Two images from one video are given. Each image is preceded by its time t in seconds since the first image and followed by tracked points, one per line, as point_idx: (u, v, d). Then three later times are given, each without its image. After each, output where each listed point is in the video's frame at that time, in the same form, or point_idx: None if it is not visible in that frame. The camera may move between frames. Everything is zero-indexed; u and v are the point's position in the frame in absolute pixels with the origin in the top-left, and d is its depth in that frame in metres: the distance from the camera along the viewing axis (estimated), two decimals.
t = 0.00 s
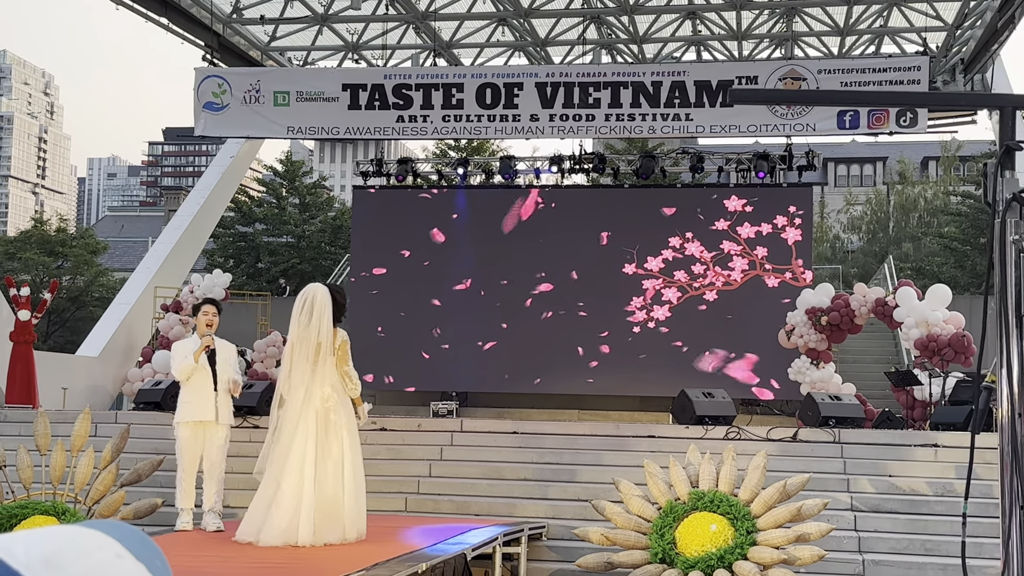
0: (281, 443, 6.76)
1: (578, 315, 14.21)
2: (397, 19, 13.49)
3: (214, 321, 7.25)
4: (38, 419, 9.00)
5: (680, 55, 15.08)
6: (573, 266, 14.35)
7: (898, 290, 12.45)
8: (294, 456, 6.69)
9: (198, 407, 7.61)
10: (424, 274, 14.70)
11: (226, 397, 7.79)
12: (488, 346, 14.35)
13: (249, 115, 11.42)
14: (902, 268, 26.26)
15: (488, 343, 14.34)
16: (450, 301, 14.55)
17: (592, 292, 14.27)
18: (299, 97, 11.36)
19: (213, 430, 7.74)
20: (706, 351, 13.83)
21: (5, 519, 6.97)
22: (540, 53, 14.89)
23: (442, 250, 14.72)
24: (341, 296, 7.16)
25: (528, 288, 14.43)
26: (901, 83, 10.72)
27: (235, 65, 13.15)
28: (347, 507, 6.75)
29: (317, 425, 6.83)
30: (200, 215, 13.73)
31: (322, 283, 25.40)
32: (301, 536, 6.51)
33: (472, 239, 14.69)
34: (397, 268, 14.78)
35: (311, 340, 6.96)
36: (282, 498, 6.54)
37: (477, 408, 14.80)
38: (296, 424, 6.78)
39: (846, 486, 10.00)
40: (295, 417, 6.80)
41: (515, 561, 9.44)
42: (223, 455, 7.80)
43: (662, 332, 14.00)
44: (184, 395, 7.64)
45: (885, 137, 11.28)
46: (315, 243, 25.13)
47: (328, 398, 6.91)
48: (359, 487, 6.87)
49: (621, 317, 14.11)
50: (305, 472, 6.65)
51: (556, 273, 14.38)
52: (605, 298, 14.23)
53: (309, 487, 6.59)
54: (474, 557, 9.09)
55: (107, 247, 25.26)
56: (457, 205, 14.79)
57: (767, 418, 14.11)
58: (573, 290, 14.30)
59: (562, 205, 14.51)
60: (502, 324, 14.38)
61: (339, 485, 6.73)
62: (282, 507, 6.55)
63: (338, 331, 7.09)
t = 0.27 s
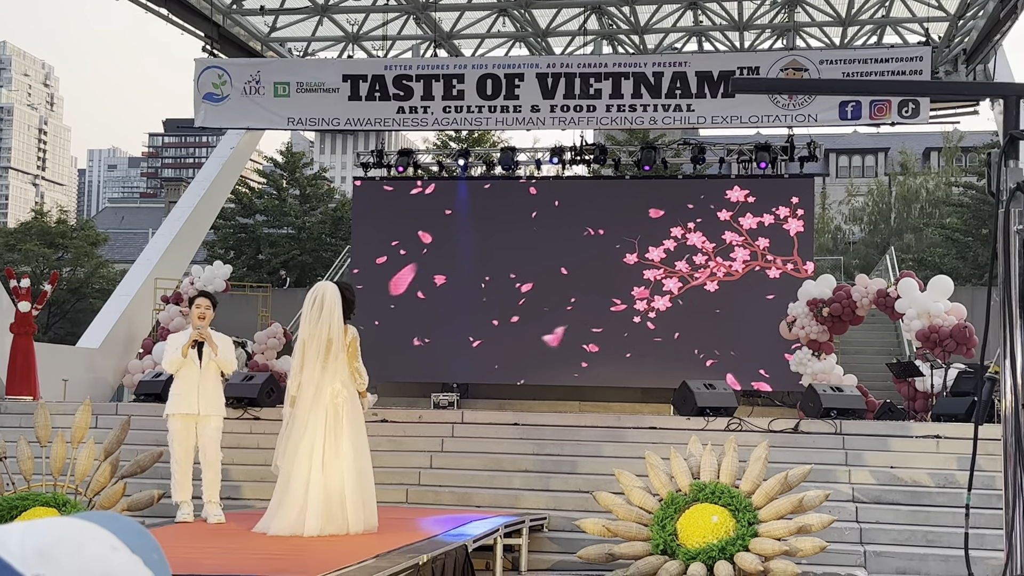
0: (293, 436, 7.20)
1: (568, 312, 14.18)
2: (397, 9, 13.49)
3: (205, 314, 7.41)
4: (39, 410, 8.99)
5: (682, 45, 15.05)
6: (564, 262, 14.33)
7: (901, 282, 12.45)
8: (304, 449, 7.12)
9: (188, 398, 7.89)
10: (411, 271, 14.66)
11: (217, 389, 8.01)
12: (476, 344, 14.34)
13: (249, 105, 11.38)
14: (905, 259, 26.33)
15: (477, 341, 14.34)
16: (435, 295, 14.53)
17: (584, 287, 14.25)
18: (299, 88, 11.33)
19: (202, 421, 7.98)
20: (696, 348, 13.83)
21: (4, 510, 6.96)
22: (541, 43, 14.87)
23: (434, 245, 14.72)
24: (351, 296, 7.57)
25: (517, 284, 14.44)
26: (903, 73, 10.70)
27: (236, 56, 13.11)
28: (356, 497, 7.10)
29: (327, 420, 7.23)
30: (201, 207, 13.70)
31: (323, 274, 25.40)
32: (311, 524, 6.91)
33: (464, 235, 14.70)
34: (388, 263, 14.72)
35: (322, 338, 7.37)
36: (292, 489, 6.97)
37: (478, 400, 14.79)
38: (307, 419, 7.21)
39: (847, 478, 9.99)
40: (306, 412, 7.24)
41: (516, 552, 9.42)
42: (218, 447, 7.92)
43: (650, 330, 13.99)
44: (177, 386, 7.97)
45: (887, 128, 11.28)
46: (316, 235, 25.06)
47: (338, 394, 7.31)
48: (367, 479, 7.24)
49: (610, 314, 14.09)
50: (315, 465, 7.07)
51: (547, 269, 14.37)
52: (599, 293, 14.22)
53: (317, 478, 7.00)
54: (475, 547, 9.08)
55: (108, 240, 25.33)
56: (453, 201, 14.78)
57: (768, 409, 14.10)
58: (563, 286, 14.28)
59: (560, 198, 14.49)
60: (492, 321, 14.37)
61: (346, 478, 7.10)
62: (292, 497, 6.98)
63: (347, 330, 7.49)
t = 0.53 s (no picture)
0: (286, 437, 6.69)
1: (561, 307, 13.30)
2: None
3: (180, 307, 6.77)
4: None
5: (697, 15, 14.07)
6: (558, 251, 13.43)
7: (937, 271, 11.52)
8: (298, 452, 6.63)
9: (158, 397, 7.16)
10: (387, 264, 13.69)
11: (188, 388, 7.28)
12: (459, 341, 13.43)
13: (226, 79, 10.47)
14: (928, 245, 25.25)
15: (461, 341, 13.43)
16: (413, 288, 13.59)
17: (587, 278, 13.36)
18: (281, 61, 10.41)
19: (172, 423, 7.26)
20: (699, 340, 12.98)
21: None
22: (544, 12, 13.90)
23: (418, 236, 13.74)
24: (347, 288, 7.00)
25: (512, 275, 13.53)
26: (940, 43, 9.79)
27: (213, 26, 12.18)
28: (352, 503, 6.68)
29: (321, 421, 6.74)
30: (173, 189, 12.80)
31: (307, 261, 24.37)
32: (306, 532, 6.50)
33: (450, 224, 13.75)
34: (368, 254, 13.76)
35: (317, 334, 6.81)
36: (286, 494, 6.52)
37: (475, 401, 13.89)
38: (301, 419, 6.70)
39: (878, 485, 9.10)
40: (300, 412, 6.72)
41: (516, 567, 8.53)
42: (192, 452, 7.26)
43: (654, 324, 13.12)
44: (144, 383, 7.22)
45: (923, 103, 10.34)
46: (299, 221, 23.99)
47: (334, 393, 6.81)
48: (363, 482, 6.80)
49: (603, 307, 13.22)
50: (310, 468, 6.60)
51: (537, 261, 13.46)
52: (598, 286, 13.34)
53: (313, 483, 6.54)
54: (473, 562, 8.20)
55: (72, 226, 24.22)
56: (442, 187, 13.80)
57: (791, 409, 13.20)
58: (556, 279, 13.38)
59: (561, 184, 13.54)
60: (480, 316, 13.47)
61: (343, 482, 6.64)
62: (285, 503, 6.56)
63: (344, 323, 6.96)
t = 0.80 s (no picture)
0: (269, 442, 6.36)
1: (554, 302, 12.17)
2: None
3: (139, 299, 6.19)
4: None
5: None
6: (549, 239, 12.29)
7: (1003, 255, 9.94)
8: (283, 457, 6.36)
9: (110, 403, 6.46)
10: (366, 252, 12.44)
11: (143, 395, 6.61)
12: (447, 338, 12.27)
13: (184, 37, 9.15)
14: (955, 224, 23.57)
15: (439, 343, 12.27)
16: (405, 277, 12.41)
17: (598, 266, 12.19)
18: (246, 15, 9.08)
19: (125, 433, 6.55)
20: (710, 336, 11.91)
21: None
22: None
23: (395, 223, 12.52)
24: (331, 278, 6.62)
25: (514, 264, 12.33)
26: None
27: None
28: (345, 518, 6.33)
29: (309, 427, 6.42)
30: (123, 163, 11.59)
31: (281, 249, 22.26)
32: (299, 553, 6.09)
33: (430, 210, 12.53)
34: (340, 245, 12.52)
35: (298, 330, 6.45)
36: (275, 506, 6.21)
37: (472, 407, 12.55)
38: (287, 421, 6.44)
39: (934, 503, 7.80)
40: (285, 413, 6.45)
41: None
42: (148, 466, 6.57)
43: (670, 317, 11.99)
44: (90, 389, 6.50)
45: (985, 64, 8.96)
46: (267, 199, 21.37)
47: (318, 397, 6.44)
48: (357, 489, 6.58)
49: (599, 304, 12.08)
50: (301, 479, 6.29)
51: (525, 251, 12.29)
52: (608, 275, 12.17)
53: (305, 489, 6.26)
54: None
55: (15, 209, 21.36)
56: (426, 166, 12.59)
57: (831, 416, 11.90)
58: (563, 267, 12.24)
59: (559, 165, 12.39)
60: (462, 315, 12.31)
61: (335, 491, 6.37)
62: (274, 522, 6.16)
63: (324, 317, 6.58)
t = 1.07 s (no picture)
0: (239, 470, 5.24)
1: (546, 296, 10.51)
2: None
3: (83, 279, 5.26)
4: None
5: None
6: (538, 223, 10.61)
7: None
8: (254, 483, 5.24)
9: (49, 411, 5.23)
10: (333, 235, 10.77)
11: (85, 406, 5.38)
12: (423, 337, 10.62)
13: None
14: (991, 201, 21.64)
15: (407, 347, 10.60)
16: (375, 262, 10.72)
17: (597, 254, 10.53)
18: None
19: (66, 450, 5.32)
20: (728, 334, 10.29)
21: None
22: None
23: (361, 203, 10.82)
24: (312, 270, 5.49)
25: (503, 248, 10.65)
26: None
27: None
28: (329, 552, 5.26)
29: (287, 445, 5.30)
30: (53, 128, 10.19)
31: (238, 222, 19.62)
32: None
33: (405, 187, 10.84)
34: (304, 225, 10.84)
35: (273, 331, 5.26)
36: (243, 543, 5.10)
37: (467, 416, 10.91)
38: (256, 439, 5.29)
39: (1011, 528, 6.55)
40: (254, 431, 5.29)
41: None
42: (90, 489, 5.36)
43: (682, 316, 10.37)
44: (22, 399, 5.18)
45: None
46: (223, 168, 18.66)
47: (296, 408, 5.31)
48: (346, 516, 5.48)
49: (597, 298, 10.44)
50: (277, 507, 5.19)
51: (511, 237, 10.63)
52: (609, 266, 10.51)
53: (282, 519, 5.16)
54: None
55: None
56: (404, 136, 10.86)
57: (887, 425, 10.33)
58: (558, 255, 10.57)
59: (554, 139, 10.70)
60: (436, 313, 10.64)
61: (317, 521, 5.32)
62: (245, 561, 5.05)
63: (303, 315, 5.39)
